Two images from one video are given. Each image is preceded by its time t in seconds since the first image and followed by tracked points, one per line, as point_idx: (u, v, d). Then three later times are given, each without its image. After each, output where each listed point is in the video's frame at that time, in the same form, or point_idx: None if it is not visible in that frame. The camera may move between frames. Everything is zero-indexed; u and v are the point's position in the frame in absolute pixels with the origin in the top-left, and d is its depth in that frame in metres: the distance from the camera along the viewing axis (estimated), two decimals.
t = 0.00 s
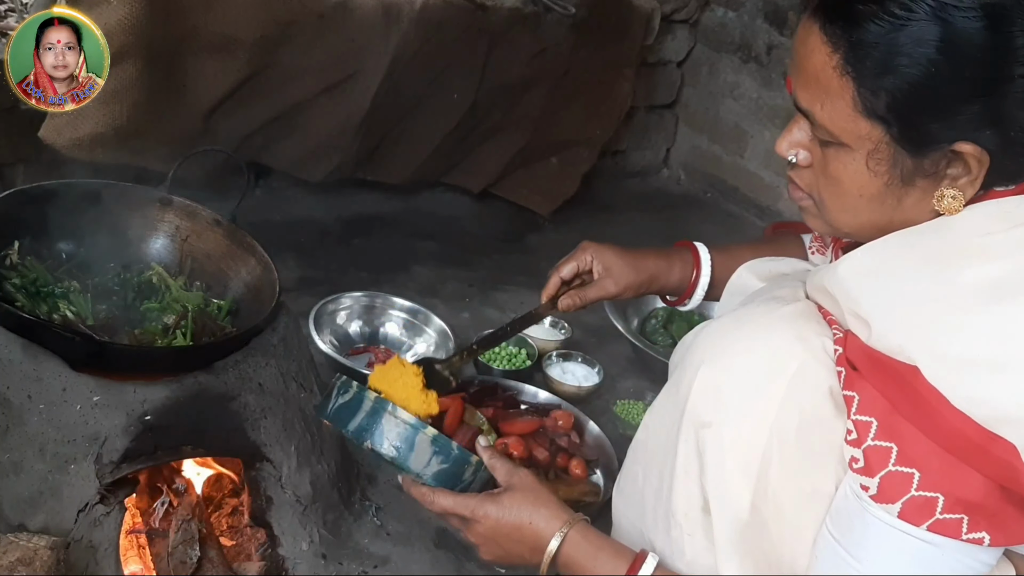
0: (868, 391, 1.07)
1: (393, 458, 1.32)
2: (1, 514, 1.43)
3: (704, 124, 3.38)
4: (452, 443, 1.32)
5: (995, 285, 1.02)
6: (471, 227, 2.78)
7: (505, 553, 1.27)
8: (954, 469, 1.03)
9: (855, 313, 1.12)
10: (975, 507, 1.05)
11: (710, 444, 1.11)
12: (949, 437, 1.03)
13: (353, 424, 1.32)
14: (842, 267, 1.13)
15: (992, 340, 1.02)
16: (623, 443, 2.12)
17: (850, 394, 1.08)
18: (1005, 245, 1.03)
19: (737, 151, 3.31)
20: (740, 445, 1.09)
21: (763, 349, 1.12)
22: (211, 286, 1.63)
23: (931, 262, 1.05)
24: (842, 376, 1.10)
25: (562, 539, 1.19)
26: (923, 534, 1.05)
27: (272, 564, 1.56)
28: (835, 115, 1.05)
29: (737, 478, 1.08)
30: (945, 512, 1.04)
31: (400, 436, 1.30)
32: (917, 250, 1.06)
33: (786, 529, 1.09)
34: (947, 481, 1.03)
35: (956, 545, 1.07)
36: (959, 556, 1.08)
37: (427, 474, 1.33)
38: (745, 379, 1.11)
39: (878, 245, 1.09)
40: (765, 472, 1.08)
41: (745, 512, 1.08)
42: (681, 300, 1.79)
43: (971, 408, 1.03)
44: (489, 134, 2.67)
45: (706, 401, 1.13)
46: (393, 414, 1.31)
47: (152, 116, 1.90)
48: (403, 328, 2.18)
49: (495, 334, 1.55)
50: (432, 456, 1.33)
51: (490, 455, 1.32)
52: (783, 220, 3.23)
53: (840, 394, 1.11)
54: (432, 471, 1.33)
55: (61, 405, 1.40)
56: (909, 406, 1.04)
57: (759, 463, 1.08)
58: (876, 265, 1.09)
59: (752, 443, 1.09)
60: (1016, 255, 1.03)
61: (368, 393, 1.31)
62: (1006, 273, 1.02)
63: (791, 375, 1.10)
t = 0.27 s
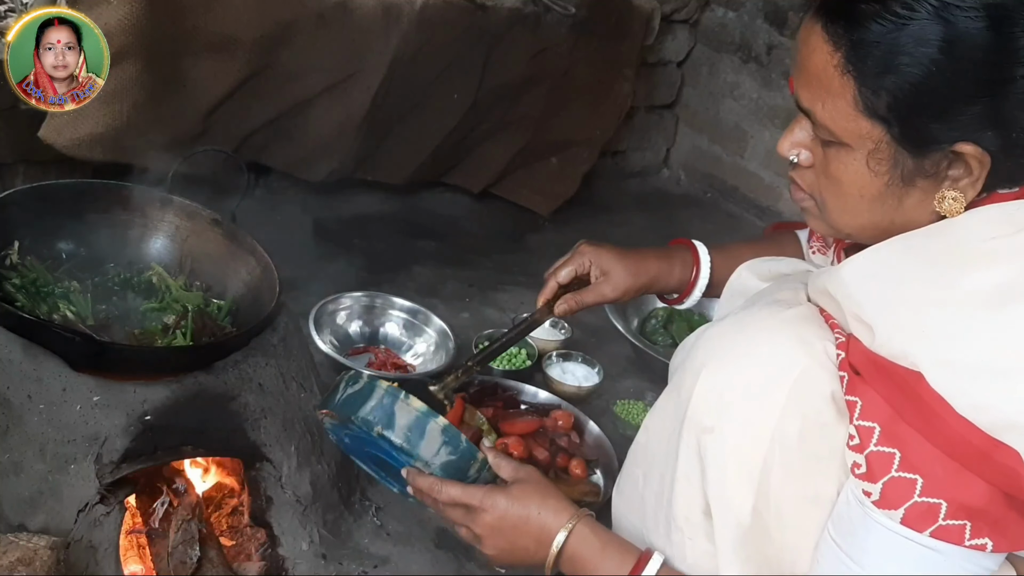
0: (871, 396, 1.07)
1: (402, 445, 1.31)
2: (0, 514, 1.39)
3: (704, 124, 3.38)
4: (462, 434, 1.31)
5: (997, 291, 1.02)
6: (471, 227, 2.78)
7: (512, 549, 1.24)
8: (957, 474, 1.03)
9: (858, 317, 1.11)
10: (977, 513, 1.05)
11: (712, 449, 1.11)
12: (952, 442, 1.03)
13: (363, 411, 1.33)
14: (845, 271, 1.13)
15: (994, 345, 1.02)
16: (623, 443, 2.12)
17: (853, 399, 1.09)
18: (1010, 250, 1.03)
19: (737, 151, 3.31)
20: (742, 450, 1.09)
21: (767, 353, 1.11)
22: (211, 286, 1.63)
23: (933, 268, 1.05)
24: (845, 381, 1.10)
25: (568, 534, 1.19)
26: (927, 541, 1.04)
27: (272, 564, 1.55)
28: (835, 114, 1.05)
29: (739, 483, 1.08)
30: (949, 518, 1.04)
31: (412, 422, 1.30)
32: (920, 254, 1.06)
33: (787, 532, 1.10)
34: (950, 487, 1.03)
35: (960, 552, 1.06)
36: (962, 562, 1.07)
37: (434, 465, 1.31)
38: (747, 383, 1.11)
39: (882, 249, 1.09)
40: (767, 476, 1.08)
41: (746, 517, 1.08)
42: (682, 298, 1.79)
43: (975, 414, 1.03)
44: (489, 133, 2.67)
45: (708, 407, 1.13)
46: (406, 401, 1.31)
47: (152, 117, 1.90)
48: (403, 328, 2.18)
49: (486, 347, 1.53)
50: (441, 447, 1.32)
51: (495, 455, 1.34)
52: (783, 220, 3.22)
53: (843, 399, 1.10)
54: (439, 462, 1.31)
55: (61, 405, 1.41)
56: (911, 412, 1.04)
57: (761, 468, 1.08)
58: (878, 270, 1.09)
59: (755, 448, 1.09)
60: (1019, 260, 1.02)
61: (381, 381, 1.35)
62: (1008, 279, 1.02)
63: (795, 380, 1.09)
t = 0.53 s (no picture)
0: (872, 398, 1.07)
1: (401, 449, 1.31)
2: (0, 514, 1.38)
3: (704, 124, 3.38)
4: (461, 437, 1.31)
5: (999, 292, 1.02)
6: (471, 227, 2.78)
7: (508, 549, 1.25)
8: (958, 476, 1.04)
9: (859, 318, 1.12)
10: (978, 515, 1.05)
11: (712, 451, 1.11)
12: (953, 444, 1.03)
13: (361, 415, 1.32)
14: (846, 272, 1.13)
15: (995, 345, 1.02)
16: (623, 443, 2.12)
17: (853, 401, 1.08)
18: (1012, 252, 1.03)
19: (737, 151, 3.30)
20: (742, 452, 1.09)
21: (768, 353, 1.11)
22: (210, 286, 1.63)
23: (934, 268, 1.05)
24: (845, 383, 1.10)
25: (565, 539, 1.19)
26: (927, 542, 1.05)
27: (272, 564, 1.55)
28: (836, 110, 1.05)
29: (738, 485, 1.08)
30: (949, 519, 1.05)
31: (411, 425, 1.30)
32: (920, 256, 1.06)
33: (788, 534, 1.10)
34: (950, 488, 1.04)
35: (961, 553, 1.07)
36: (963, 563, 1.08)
37: (434, 468, 1.30)
38: (747, 384, 1.11)
39: (883, 249, 1.09)
40: (767, 477, 1.08)
41: (746, 519, 1.08)
42: (683, 296, 1.78)
43: (977, 416, 1.03)
44: (489, 133, 2.67)
45: (708, 408, 1.13)
46: (406, 404, 1.30)
47: (152, 117, 1.90)
48: (403, 328, 2.18)
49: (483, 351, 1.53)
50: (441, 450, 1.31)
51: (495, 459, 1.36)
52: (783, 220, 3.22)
53: (843, 400, 1.10)
54: (438, 465, 1.30)
55: (61, 405, 1.42)
56: (912, 414, 1.04)
57: (761, 470, 1.08)
58: (879, 271, 1.09)
59: (754, 449, 1.08)
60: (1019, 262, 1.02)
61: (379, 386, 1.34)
62: (1009, 280, 1.02)
63: (795, 381, 1.09)
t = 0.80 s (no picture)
0: (874, 395, 1.07)
1: (403, 439, 1.40)
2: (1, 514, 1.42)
3: (704, 124, 3.39)
4: (460, 432, 1.38)
5: (1000, 288, 1.02)
6: (471, 227, 2.78)
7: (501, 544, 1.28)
8: (960, 473, 1.03)
9: (861, 316, 1.12)
10: (980, 512, 1.05)
11: (712, 450, 1.11)
12: (956, 442, 1.02)
13: (368, 402, 1.40)
14: (849, 269, 1.13)
15: (996, 340, 1.02)
16: (623, 443, 2.12)
17: (854, 398, 1.08)
18: (1012, 248, 1.03)
19: (737, 151, 3.31)
20: (743, 450, 1.09)
21: (768, 352, 1.11)
22: (210, 286, 1.63)
23: (936, 264, 1.05)
24: (846, 380, 1.10)
25: (560, 542, 1.19)
26: (929, 540, 1.05)
27: (272, 564, 1.53)
28: (839, 109, 1.04)
29: (739, 483, 1.08)
30: (950, 516, 1.04)
31: (412, 420, 1.37)
32: (921, 254, 1.06)
33: (788, 532, 1.09)
34: (953, 486, 1.03)
35: (962, 550, 1.07)
36: (965, 561, 1.07)
37: (434, 459, 1.41)
38: (748, 383, 1.11)
39: (883, 246, 1.10)
40: (768, 475, 1.08)
41: (747, 517, 1.08)
42: (675, 323, 1.78)
43: (978, 413, 1.02)
44: (489, 133, 2.67)
45: (708, 407, 1.13)
46: (406, 397, 1.37)
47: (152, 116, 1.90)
48: (403, 328, 2.18)
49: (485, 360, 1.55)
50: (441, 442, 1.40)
51: (501, 446, 1.35)
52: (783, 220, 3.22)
53: (843, 398, 1.10)
54: (439, 456, 1.40)
55: (61, 405, 1.42)
56: (913, 411, 1.04)
57: (761, 468, 1.08)
58: (879, 269, 1.10)
59: (755, 446, 1.08)
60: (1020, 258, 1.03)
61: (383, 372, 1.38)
62: (1010, 277, 1.02)
63: (795, 379, 1.09)
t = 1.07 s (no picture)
0: (870, 392, 1.07)
1: (393, 448, 1.45)
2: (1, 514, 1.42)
3: (704, 124, 3.38)
4: (448, 436, 1.41)
5: (997, 284, 1.02)
6: (471, 227, 2.78)
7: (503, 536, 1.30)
8: (955, 468, 1.04)
9: (857, 312, 1.12)
10: (975, 507, 1.06)
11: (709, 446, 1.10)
12: (950, 436, 1.03)
13: (355, 415, 1.46)
14: (844, 265, 1.13)
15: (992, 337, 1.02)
16: (623, 443, 2.12)
17: (850, 394, 1.08)
18: (1007, 245, 1.03)
19: (737, 151, 3.30)
20: (740, 445, 1.08)
21: (765, 347, 1.12)
22: (211, 285, 1.63)
23: (932, 261, 1.05)
24: (842, 375, 1.10)
25: (558, 540, 1.19)
26: (924, 534, 1.05)
27: (272, 564, 1.55)
28: (837, 109, 1.05)
29: (737, 479, 1.07)
30: (945, 511, 1.05)
31: (396, 431, 1.42)
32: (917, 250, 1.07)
33: (785, 528, 1.09)
34: (947, 480, 1.04)
35: (956, 545, 1.07)
36: (961, 556, 1.08)
37: (427, 465, 1.44)
38: (745, 378, 1.10)
39: (879, 244, 1.10)
40: (766, 470, 1.07)
41: (745, 513, 1.06)
42: (673, 330, 1.77)
43: (973, 407, 1.03)
44: (489, 133, 2.67)
45: (705, 403, 1.13)
46: (389, 411, 1.41)
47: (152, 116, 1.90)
48: (403, 328, 2.18)
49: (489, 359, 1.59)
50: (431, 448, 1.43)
51: (495, 442, 1.35)
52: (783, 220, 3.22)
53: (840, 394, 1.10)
54: (431, 462, 1.44)
55: (61, 405, 1.41)
56: (908, 406, 1.05)
57: (759, 464, 1.07)
58: (875, 265, 1.09)
59: (752, 441, 1.07)
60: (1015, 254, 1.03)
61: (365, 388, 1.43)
62: (1006, 273, 1.02)
63: (791, 374, 1.09)
